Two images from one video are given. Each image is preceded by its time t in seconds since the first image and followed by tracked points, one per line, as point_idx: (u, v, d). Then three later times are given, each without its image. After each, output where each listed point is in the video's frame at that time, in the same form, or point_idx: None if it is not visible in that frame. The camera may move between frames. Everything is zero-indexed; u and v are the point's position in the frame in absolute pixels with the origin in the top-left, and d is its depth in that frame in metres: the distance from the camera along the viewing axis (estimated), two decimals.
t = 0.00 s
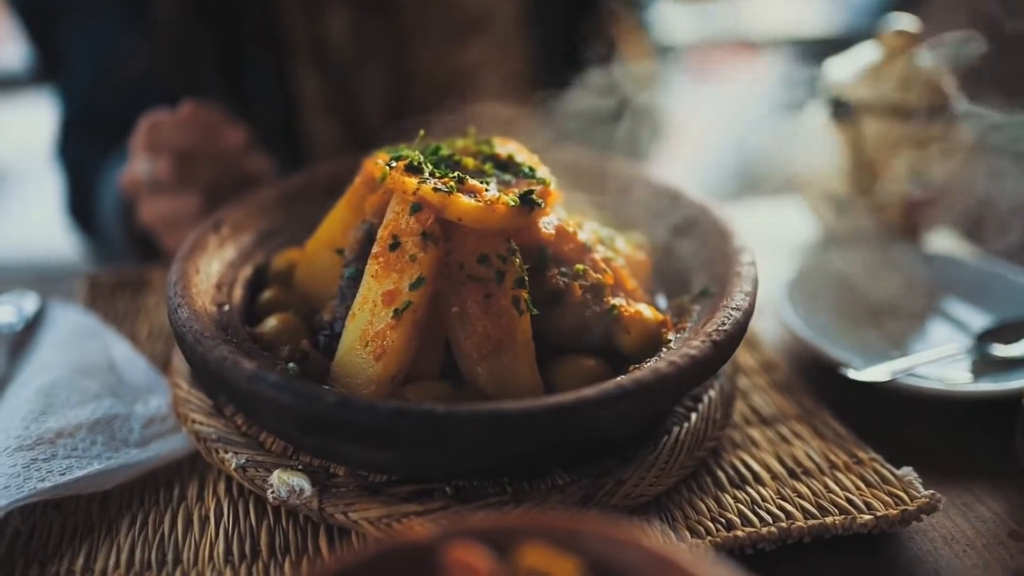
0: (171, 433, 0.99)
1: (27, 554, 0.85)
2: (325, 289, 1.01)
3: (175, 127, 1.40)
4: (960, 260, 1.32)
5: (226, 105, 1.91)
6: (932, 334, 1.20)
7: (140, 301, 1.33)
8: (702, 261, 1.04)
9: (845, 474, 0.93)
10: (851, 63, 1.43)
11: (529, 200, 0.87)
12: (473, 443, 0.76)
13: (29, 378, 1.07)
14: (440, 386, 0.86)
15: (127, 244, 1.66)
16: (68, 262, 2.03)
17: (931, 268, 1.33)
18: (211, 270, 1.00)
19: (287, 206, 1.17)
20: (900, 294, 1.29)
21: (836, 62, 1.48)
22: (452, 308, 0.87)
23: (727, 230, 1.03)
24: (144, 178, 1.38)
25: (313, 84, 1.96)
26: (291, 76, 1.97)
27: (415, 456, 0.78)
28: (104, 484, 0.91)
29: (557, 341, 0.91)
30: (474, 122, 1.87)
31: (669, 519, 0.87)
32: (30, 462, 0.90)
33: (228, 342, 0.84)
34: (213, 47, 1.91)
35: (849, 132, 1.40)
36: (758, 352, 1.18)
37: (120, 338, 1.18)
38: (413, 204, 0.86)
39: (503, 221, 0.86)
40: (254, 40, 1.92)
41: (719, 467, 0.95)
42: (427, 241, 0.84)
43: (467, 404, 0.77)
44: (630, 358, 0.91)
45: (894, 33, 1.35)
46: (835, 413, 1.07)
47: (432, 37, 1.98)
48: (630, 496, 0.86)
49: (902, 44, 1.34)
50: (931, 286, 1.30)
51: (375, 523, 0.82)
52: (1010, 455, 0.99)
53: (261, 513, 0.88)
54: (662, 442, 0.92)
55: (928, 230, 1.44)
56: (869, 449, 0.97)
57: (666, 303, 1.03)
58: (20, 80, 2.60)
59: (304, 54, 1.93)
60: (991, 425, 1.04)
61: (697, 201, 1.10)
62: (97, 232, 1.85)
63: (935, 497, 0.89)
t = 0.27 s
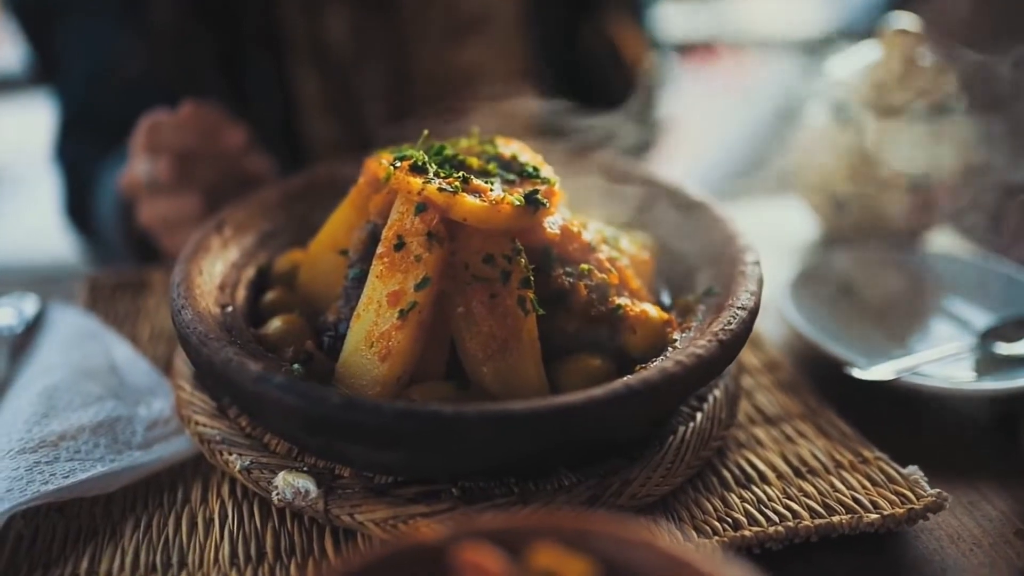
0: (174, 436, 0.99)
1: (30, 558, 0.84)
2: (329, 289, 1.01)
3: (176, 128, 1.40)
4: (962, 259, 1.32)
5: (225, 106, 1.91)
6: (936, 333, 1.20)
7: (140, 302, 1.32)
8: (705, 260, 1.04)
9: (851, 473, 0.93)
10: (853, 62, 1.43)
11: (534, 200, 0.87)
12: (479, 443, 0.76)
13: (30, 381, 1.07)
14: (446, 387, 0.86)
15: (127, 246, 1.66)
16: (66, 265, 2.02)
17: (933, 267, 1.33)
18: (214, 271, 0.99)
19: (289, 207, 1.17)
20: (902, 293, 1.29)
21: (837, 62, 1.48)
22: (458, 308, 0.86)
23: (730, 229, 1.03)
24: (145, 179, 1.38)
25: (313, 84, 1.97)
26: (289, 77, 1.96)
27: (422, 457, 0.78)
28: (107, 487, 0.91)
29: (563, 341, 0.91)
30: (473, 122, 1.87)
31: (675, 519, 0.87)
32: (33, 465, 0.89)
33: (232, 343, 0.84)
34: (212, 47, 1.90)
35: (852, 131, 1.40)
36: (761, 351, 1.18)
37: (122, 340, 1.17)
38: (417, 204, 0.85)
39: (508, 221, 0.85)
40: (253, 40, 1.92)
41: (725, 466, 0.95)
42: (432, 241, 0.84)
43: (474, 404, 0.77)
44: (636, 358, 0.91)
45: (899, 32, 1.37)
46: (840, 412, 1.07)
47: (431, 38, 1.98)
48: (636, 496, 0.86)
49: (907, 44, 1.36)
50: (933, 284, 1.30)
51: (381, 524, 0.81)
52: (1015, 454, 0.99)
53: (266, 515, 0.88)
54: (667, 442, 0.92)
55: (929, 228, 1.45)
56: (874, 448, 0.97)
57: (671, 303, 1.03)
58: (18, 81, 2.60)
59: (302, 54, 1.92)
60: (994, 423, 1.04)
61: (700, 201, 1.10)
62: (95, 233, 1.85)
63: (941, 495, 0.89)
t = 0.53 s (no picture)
0: (177, 439, 0.98)
1: (33, 562, 0.84)
2: (332, 291, 1.01)
3: (176, 130, 1.39)
4: (964, 259, 1.32)
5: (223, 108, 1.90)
6: (939, 332, 1.20)
7: (140, 305, 1.32)
8: (709, 260, 1.04)
9: (855, 473, 0.93)
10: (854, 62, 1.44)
11: (538, 200, 0.87)
12: (485, 445, 0.76)
13: (31, 384, 1.06)
14: (450, 388, 0.86)
15: (126, 248, 1.65)
16: (63, 268, 2.02)
17: (934, 266, 1.33)
18: (216, 273, 0.99)
19: (291, 209, 1.17)
20: (904, 292, 1.29)
21: (838, 60, 1.48)
22: (463, 309, 0.86)
23: (733, 229, 1.03)
24: (145, 182, 1.38)
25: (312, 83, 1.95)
26: (288, 79, 1.96)
27: (428, 459, 0.78)
28: (110, 491, 0.90)
29: (568, 341, 0.91)
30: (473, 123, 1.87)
31: (681, 520, 0.87)
32: (35, 469, 0.89)
33: (236, 346, 0.84)
34: (211, 49, 1.90)
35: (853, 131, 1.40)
36: (763, 352, 1.18)
37: (123, 343, 1.17)
38: (422, 205, 0.85)
39: (513, 222, 0.85)
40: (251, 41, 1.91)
41: (729, 467, 0.95)
42: (436, 243, 0.84)
43: (480, 406, 0.77)
44: (640, 360, 0.91)
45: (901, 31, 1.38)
46: (843, 412, 1.07)
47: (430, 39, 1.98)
48: (642, 497, 0.86)
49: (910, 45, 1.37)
50: (935, 284, 1.30)
51: (387, 527, 0.81)
52: (1020, 453, 0.99)
53: (270, 518, 0.88)
54: (673, 442, 0.92)
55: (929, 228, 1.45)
56: (879, 448, 0.97)
57: (675, 304, 1.02)
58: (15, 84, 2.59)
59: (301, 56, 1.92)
60: (999, 422, 1.04)
61: (703, 201, 1.10)
62: (93, 236, 1.84)
63: (947, 495, 0.89)
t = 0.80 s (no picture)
0: (177, 442, 0.98)
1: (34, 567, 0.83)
2: (334, 292, 1.01)
3: (174, 131, 1.39)
4: (964, 258, 1.32)
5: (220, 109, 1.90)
6: (940, 331, 1.20)
7: (139, 307, 1.31)
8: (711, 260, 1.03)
9: (859, 473, 0.93)
10: (853, 62, 1.45)
11: (540, 201, 0.87)
12: (490, 447, 0.75)
13: (30, 387, 1.06)
14: (453, 390, 0.86)
15: (123, 250, 1.64)
16: (59, 270, 2.01)
17: (934, 266, 1.33)
18: (217, 275, 0.98)
19: (291, 210, 1.16)
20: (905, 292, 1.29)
21: (840, 60, 1.48)
22: (465, 310, 0.86)
23: (735, 229, 1.02)
24: (143, 184, 1.37)
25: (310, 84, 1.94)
26: (285, 80, 1.95)
27: (432, 461, 0.77)
28: (111, 495, 0.90)
29: (570, 342, 0.91)
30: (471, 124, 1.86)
31: (685, 521, 0.86)
32: (35, 472, 0.88)
33: (238, 348, 0.83)
34: (207, 51, 1.89)
35: (853, 131, 1.40)
36: (765, 352, 1.18)
37: (122, 345, 1.16)
38: (424, 206, 0.85)
39: (515, 223, 0.85)
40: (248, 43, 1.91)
41: (733, 467, 0.95)
42: (438, 243, 0.83)
43: (484, 408, 0.76)
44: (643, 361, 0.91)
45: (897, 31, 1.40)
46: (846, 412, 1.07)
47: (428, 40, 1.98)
48: (645, 498, 0.85)
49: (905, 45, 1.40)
50: (935, 283, 1.30)
51: (390, 529, 0.81)
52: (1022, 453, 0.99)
53: (272, 521, 0.87)
54: (676, 443, 0.92)
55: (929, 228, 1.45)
56: (882, 448, 0.97)
57: (678, 304, 1.02)
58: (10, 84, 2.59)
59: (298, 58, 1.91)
60: (1001, 422, 1.04)
61: (705, 201, 1.10)
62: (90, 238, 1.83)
63: (951, 495, 0.89)
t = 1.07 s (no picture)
0: (177, 446, 0.97)
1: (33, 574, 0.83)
2: (334, 295, 1.00)
3: (171, 134, 1.38)
4: (962, 258, 1.32)
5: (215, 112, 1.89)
6: (939, 331, 1.20)
7: (136, 311, 1.30)
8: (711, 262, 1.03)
9: (862, 474, 0.93)
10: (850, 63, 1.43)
11: (542, 202, 0.86)
12: (494, 450, 0.75)
13: (27, 392, 1.05)
14: (455, 393, 0.85)
15: (118, 255, 1.63)
16: (53, 274, 2.00)
17: (932, 266, 1.33)
18: (216, 279, 0.98)
19: (290, 213, 1.16)
20: (904, 291, 1.29)
21: (835, 61, 1.48)
22: (467, 312, 0.85)
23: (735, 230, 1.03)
24: (140, 187, 1.37)
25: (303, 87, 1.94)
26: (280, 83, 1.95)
27: (436, 465, 0.77)
28: (110, 501, 0.89)
29: (572, 344, 0.90)
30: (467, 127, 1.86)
31: (689, 523, 0.86)
32: (33, 478, 0.88)
33: (238, 352, 0.83)
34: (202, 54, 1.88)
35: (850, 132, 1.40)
36: (765, 352, 1.18)
37: (119, 349, 1.15)
38: (425, 208, 0.84)
39: (517, 225, 0.84)
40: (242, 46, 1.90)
41: (735, 469, 0.95)
42: (440, 246, 0.83)
43: (488, 410, 0.76)
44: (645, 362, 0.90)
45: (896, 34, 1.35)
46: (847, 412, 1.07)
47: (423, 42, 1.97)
48: (649, 501, 0.85)
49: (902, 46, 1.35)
50: (934, 283, 1.30)
51: (393, 533, 0.80)
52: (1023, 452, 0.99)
53: (273, 526, 0.87)
54: (679, 445, 0.91)
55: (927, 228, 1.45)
56: (884, 448, 0.97)
57: (678, 305, 1.02)
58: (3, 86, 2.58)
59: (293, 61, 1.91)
60: (1001, 422, 1.04)
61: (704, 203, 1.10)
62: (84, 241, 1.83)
63: (954, 495, 0.89)
